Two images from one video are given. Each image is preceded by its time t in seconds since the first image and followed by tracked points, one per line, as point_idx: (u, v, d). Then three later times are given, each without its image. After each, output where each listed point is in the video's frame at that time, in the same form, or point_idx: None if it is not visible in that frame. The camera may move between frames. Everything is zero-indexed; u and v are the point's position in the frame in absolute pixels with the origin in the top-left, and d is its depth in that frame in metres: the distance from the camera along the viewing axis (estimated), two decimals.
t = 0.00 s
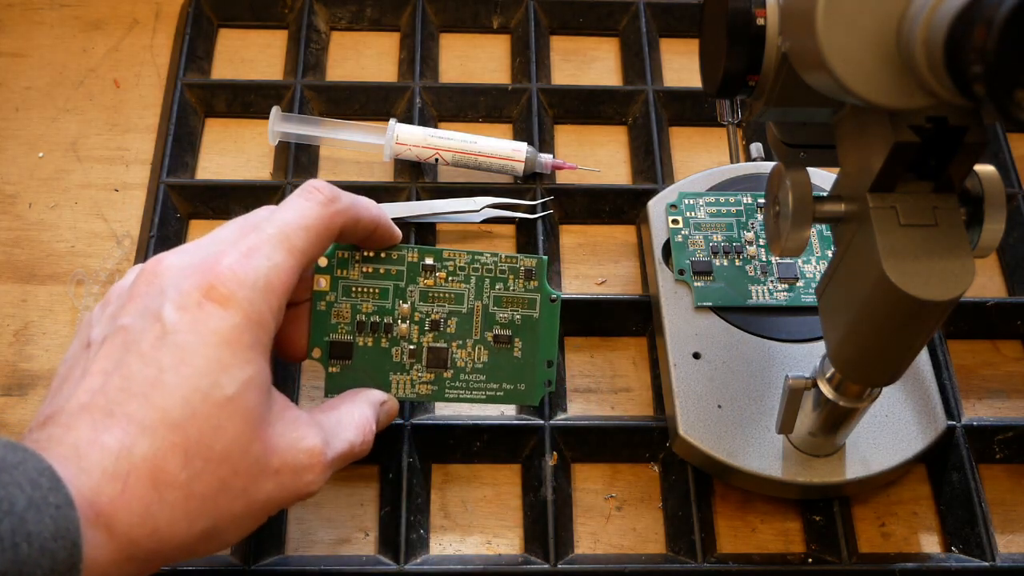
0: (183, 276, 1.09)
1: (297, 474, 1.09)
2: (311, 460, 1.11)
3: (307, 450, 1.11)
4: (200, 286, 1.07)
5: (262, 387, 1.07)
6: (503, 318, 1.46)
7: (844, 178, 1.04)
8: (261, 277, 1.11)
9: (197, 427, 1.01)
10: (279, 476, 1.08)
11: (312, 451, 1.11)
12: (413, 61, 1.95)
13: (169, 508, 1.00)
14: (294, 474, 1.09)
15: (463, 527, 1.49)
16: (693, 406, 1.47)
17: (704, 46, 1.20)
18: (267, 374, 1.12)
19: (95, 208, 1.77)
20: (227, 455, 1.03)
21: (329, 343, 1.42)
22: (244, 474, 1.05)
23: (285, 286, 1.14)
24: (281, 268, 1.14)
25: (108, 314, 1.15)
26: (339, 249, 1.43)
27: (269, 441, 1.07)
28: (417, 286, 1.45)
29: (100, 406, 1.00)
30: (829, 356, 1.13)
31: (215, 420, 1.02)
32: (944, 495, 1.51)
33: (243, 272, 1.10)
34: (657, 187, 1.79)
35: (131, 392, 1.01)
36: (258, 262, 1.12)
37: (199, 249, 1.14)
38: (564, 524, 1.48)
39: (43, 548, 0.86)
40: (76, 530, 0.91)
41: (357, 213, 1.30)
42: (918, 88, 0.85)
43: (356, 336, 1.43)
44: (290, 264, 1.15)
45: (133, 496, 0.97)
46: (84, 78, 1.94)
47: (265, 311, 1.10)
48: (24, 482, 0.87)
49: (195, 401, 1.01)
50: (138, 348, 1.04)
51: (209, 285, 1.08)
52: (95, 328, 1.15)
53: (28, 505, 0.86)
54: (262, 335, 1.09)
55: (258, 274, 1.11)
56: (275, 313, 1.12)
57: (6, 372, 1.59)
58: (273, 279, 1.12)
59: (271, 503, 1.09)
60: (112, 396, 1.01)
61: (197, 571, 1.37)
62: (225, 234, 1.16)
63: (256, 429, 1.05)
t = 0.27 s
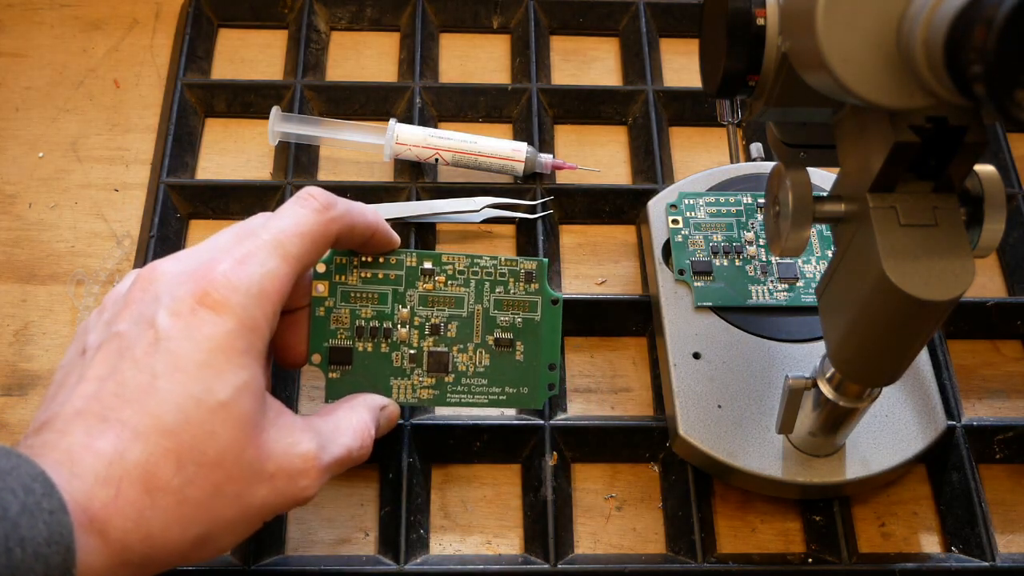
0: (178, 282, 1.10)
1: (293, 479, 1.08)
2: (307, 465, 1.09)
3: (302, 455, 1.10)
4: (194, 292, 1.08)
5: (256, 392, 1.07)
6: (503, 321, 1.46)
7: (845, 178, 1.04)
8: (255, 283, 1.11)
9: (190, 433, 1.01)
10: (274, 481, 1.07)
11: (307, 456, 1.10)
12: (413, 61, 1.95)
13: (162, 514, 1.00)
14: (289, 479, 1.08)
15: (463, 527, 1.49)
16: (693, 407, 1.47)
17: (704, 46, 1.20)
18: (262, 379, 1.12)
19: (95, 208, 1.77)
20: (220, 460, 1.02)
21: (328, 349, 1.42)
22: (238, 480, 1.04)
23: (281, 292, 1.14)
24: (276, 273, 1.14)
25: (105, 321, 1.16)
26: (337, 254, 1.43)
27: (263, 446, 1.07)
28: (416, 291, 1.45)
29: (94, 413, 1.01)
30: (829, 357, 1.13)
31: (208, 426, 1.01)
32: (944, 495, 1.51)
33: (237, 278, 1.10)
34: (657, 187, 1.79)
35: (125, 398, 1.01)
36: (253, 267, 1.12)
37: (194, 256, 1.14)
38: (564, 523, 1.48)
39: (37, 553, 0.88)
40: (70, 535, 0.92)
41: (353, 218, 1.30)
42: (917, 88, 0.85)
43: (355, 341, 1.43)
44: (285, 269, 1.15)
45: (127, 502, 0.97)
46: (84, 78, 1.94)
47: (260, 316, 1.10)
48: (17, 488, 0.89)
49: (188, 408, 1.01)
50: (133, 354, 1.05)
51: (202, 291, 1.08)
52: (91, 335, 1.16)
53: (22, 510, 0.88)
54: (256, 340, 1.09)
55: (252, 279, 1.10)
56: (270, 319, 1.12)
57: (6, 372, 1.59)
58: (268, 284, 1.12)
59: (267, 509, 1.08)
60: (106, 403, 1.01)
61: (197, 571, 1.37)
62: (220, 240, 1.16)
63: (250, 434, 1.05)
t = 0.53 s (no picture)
0: (175, 278, 1.09)
1: (289, 475, 1.08)
2: (303, 460, 1.09)
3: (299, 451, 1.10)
4: (191, 288, 1.07)
5: (252, 388, 1.06)
6: (508, 319, 1.46)
7: (845, 178, 1.04)
8: (252, 280, 1.11)
9: (185, 428, 1.01)
10: (270, 476, 1.07)
11: (304, 451, 1.10)
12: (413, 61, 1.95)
13: (158, 508, 1.00)
14: (285, 474, 1.08)
15: (463, 527, 1.49)
16: (693, 407, 1.47)
17: (704, 46, 1.20)
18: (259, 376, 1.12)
19: (95, 208, 1.77)
20: (216, 455, 1.02)
21: (331, 347, 1.41)
22: (234, 475, 1.04)
23: (278, 290, 1.14)
24: (273, 272, 1.13)
25: (103, 316, 1.16)
26: (339, 253, 1.43)
27: (260, 441, 1.07)
28: (419, 288, 1.45)
29: (90, 407, 1.01)
30: (829, 356, 1.12)
31: (203, 422, 1.01)
32: (944, 495, 1.51)
33: (235, 275, 1.10)
34: (657, 187, 1.79)
35: (121, 393, 1.01)
36: (250, 265, 1.12)
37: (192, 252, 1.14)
38: (564, 523, 1.48)
39: (32, 547, 0.88)
40: (65, 530, 0.92)
41: (354, 218, 1.29)
42: (917, 88, 0.85)
43: (358, 340, 1.43)
44: (283, 267, 1.15)
45: (122, 496, 0.97)
46: (84, 78, 1.94)
47: (257, 313, 1.10)
48: (13, 482, 0.89)
49: (184, 403, 1.01)
50: (129, 349, 1.05)
51: (199, 287, 1.08)
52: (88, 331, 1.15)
53: (17, 504, 0.88)
54: (253, 337, 1.09)
55: (249, 276, 1.10)
56: (267, 316, 1.12)
57: (6, 372, 1.59)
58: (265, 281, 1.12)
59: (263, 504, 1.08)
60: (103, 398, 1.01)
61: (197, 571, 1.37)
62: (218, 237, 1.16)
63: (247, 430, 1.05)
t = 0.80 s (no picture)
0: (180, 270, 1.09)
1: (293, 466, 1.09)
2: (307, 452, 1.10)
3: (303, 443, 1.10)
4: (196, 279, 1.07)
5: (256, 380, 1.07)
6: (515, 314, 1.46)
7: (844, 178, 1.04)
8: (257, 272, 1.11)
9: (189, 419, 1.00)
10: (274, 469, 1.07)
11: (307, 443, 1.10)
12: (413, 61, 1.95)
13: (161, 499, 1.00)
14: (289, 466, 1.09)
15: (463, 526, 1.49)
16: (693, 407, 1.47)
17: (704, 46, 1.20)
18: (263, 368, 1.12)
19: (95, 208, 1.77)
20: (219, 446, 1.02)
21: (337, 341, 1.42)
22: (237, 467, 1.04)
23: (283, 283, 1.14)
24: (278, 264, 1.14)
25: (106, 308, 1.15)
26: (345, 248, 1.43)
27: (263, 433, 1.07)
28: (426, 283, 1.45)
29: (94, 398, 1.01)
30: (829, 356, 1.13)
31: (207, 413, 1.01)
32: (944, 495, 1.51)
33: (240, 267, 1.10)
34: (657, 187, 1.79)
35: (125, 384, 1.01)
36: (255, 257, 1.12)
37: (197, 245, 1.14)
38: (564, 523, 1.48)
39: (35, 538, 0.87)
40: (69, 521, 0.91)
41: (362, 213, 1.29)
42: (918, 87, 0.85)
43: (364, 334, 1.43)
44: (288, 259, 1.15)
45: (125, 487, 0.97)
46: (84, 78, 1.94)
47: (261, 305, 1.10)
48: (17, 473, 0.88)
49: (188, 394, 1.01)
50: (133, 341, 1.04)
51: (204, 279, 1.08)
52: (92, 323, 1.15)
53: (21, 495, 0.87)
54: (257, 329, 1.09)
55: (254, 268, 1.10)
56: (271, 309, 1.12)
57: (6, 372, 1.59)
58: (270, 274, 1.12)
59: (266, 496, 1.09)
60: (107, 389, 1.01)
61: (196, 571, 1.37)
62: (223, 230, 1.16)
63: (250, 421, 1.05)
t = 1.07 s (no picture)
0: (186, 271, 1.10)
1: (295, 468, 1.08)
2: (310, 454, 1.09)
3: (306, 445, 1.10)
4: (202, 281, 1.08)
5: (260, 381, 1.07)
6: (525, 318, 1.46)
7: (845, 178, 1.04)
8: (263, 274, 1.12)
9: (192, 419, 1.00)
10: (276, 470, 1.07)
11: (310, 445, 1.10)
12: (413, 61, 1.95)
13: (163, 500, 0.99)
14: (291, 468, 1.08)
15: (463, 527, 1.49)
16: (693, 407, 1.47)
17: (704, 46, 1.20)
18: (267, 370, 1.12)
19: (95, 208, 1.77)
20: (222, 447, 1.02)
21: (345, 344, 1.42)
22: (240, 468, 1.04)
23: (288, 285, 1.15)
24: (284, 267, 1.15)
25: (111, 308, 1.16)
26: (355, 250, 1.44)
27: (266, 435, 1.07)
28: (435, 287, 1.46)
29: (98, 398, 1.01)
30: (829, 356, 1.13)
31: (211, 413, 1.01)
32: (944, 495, 1.51)
33: (246, 269, 1.11)
34: (657, 187, 1.79)
35: (129, 384, 1.01)
36: (262, 259, 1.13)
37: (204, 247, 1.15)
38: (564, 523, 1.48)
39: (36, 539, 0.86)
40: (72, 521, 0.90)
41: (370, 217, 1.31)
42: (918, 87, 0.85)
43: (373, 337, 1.43)
44: (293, 261, 1.16)
45: (127, 487, 0.97)
46: (84, 78, 1.94)
47: (266, 307, 1.11)
48: (18, 473, 0.87)
49: (192, 394, 1.01)
50: (137, 341, 1.05)
51: (211, 281, 1.08)
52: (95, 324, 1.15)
53: (22, 496, 0.86)
54: (262, 331, 1.09)
55: (260, 270, 1.12)
56: (276, 311, 1.13)
57: (6, 372, 1.59)
58: (275, 275, 1.13)
59: (268, 498, 1.08)
60: (111, 389, 1.01)
61: (196, 571, 1.37)
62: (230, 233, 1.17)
63: (254, 422, 1.05)
